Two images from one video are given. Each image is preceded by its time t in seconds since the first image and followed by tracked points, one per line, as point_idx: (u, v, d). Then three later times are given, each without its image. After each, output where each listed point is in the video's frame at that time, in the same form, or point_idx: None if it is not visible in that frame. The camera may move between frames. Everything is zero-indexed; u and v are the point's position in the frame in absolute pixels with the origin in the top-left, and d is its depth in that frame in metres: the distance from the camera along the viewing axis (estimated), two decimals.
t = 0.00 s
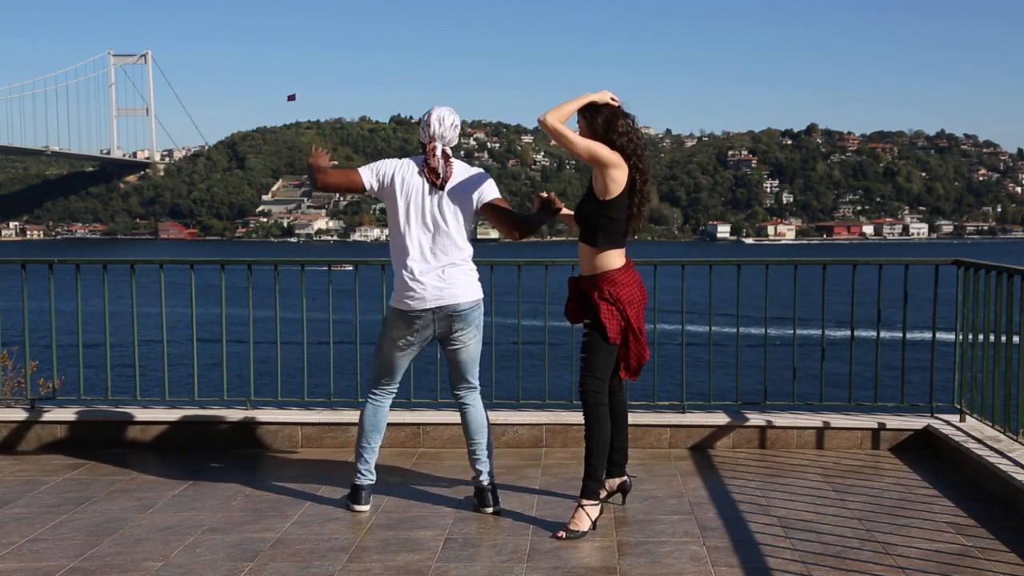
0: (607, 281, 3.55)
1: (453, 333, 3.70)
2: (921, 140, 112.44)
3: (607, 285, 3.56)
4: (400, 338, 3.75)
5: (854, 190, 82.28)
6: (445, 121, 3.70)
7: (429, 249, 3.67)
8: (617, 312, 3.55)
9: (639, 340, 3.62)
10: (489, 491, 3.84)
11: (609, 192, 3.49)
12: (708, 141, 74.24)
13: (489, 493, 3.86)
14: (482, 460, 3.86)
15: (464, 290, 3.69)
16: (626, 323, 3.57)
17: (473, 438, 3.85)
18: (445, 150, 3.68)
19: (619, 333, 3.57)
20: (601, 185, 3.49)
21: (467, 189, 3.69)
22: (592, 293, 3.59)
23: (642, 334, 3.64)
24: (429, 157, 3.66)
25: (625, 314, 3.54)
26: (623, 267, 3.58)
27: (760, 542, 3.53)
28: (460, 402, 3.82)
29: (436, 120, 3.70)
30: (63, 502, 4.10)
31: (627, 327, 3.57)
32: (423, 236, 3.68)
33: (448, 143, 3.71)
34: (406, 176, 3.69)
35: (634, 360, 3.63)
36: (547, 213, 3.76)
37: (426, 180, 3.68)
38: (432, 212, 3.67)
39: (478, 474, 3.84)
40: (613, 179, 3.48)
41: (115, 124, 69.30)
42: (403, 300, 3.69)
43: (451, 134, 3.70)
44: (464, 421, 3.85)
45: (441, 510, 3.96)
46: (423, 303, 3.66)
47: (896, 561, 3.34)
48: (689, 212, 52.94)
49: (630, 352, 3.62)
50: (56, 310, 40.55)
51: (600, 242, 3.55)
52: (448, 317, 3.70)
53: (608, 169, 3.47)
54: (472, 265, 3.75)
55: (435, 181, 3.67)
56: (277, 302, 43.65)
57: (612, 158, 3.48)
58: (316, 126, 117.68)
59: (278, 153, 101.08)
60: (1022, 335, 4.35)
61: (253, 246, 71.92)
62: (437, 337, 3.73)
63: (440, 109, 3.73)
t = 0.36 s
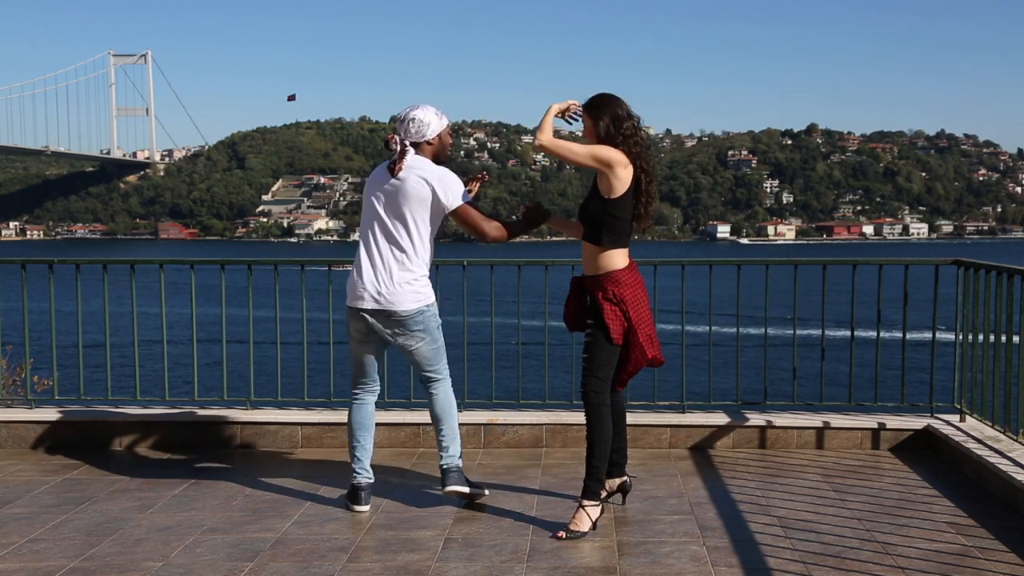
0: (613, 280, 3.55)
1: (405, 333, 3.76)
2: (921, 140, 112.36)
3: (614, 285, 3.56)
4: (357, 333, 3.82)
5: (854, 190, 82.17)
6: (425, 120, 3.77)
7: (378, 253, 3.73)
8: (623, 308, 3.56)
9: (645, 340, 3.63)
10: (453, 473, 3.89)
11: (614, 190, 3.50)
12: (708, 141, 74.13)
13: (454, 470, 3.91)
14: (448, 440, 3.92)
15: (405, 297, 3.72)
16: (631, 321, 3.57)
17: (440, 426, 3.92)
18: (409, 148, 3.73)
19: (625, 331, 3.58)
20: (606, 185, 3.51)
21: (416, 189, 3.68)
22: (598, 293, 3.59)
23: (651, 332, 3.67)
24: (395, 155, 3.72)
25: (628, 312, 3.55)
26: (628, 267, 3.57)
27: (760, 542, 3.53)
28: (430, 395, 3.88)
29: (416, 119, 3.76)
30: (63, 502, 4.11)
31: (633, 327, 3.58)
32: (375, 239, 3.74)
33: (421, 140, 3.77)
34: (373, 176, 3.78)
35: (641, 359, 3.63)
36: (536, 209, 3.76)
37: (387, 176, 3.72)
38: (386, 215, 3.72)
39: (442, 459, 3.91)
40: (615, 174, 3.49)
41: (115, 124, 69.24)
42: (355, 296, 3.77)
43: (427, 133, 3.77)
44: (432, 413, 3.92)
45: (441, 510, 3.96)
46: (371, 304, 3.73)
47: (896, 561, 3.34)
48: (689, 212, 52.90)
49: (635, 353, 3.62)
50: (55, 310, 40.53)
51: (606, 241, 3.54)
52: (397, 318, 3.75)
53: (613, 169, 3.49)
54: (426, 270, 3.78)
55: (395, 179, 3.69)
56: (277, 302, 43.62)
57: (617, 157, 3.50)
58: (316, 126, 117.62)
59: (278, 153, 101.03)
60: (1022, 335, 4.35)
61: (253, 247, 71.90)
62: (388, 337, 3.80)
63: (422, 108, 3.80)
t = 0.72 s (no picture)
0: (626, 282, 3.55)
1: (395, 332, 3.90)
2: (921, 140, 112.33)
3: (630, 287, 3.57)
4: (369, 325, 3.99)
5: (854, 190, 82.18)
6: (433, 115, 3.89)
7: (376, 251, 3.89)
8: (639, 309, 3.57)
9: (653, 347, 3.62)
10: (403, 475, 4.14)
11: (629, 197, 3.51)
12: (708, 141, 74.09)
13: (400, 474, 4.14)
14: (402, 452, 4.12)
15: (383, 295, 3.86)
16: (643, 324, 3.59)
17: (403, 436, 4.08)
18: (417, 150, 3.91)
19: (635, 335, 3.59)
20: (621, 192, 3.52)
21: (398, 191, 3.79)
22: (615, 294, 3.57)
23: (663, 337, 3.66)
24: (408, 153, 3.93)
25: (640, 319, 3.56)
26: (639, 274, 3.57)
27: (761, 542, 3.53)
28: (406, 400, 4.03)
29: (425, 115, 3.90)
30: (64, 502, 4.10)
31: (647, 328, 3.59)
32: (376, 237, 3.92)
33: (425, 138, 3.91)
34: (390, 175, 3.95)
35: (653, 366, 3.62)
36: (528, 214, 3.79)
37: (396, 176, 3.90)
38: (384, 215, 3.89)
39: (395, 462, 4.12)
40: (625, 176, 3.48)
41: (115, 124, 69.31)
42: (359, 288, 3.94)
43: (433, 128, 3.89)
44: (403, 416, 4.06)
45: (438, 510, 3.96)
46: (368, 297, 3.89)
47: (896, 561, 3.34)
48: (689, 212, 52.97)
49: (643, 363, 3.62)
50: (55, 310, 40.53)
51: (621, 243, 3.55)
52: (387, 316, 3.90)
53: (628, 176, 3.49)
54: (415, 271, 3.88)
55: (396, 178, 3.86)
56: (277, 302, 43.69)
57: (632, 165, 3.50)
58: (316, 126, 117.75)
59: (278, 153, 101.11)
60: (1021, 335, 4.35)
61: (253, 247, 72.02)
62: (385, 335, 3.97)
63: (433, 104, 3.91)
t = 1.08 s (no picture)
0: (651, 292, 3.61)
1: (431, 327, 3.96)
2: (922, 140, 112.33)
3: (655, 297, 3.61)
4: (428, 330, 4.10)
5: (854, 190, 82.24)
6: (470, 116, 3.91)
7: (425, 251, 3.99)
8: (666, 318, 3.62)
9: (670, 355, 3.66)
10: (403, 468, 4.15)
11: (649, 203, 3.57)
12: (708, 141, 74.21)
13: (404, 473, 4.15)
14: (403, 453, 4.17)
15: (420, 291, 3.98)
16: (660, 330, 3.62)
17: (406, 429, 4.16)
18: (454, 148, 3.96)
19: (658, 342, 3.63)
20: (643, 196, 3.57)
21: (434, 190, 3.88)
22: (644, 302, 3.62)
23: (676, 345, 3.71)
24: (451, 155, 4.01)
25: (657, 329, 3.60)
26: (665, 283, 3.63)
27: (761, 542, 3.53)
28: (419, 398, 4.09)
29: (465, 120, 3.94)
30: (63, 502, 4.10)
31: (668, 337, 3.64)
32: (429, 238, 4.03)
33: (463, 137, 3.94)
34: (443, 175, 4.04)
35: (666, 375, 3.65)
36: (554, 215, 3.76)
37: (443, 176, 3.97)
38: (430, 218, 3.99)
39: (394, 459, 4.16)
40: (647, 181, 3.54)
41: (115, 124, 69.50)
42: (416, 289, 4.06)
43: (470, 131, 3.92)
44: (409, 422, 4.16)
45: (441, 510, 3.96)
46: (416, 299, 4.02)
47: (897, 561, 3.33)
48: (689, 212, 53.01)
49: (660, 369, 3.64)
50: (56, 310, 40.68)
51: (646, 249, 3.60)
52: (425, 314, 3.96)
53: (652, 183, 3.54)
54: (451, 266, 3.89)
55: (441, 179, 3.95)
56: (277, 301, 43.84)
57: (654, 169, 3.54)
58: (316, 126, 117.92)
59: (278, 153, 101.25)
60: (1021, 334, 4.34)
61: (253, 247, 72.21)
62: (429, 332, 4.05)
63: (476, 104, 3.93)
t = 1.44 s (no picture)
0: (701, 279, 3.62)
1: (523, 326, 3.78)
2: (922, 140, 112.35)
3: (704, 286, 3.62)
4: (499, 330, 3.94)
5: (854, 191, 82.17)
6: (551, 110, 3.73)
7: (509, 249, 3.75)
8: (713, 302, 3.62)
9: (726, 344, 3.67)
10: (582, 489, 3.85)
11: (696, 205, 3.61)
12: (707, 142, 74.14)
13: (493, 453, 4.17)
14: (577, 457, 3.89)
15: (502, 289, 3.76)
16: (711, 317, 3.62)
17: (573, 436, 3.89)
18: (533, 138, 3.71)
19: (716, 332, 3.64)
20: (688, 202, 3.62)
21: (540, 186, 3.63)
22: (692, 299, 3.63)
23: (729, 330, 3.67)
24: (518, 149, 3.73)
25: (720, 311, 3.61)
26: (712, 268, 3.64)
27: (762, 542, 3.53)
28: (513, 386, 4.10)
29: (536, 111, 3.75)
30: (63, 502, 4.11)
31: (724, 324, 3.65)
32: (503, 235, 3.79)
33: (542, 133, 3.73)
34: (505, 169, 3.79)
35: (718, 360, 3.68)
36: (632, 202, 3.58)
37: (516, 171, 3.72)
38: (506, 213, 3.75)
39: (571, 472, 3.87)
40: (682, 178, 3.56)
41: (115, 124, 69.52)
42: (489, 288, 3.83)
43: (550, 125, 3.73)
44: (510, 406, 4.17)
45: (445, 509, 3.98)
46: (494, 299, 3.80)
47: (896, 561, 3.34)
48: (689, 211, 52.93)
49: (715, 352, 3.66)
50: (55, 310, 40.71)
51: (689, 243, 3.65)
52: (515, 315, 3.79)
53: (696, 187, 3.57)
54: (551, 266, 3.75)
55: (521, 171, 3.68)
56: (277, 302, 43.88)
57: (699, 175, 3.59)
58: (316, 126, 117.94)
59: (278, 154, 101.25)
60: (1021, 335, 4.34)
61: (253, 247, 72.25)
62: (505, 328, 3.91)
63: (549, 101, 3.77)
